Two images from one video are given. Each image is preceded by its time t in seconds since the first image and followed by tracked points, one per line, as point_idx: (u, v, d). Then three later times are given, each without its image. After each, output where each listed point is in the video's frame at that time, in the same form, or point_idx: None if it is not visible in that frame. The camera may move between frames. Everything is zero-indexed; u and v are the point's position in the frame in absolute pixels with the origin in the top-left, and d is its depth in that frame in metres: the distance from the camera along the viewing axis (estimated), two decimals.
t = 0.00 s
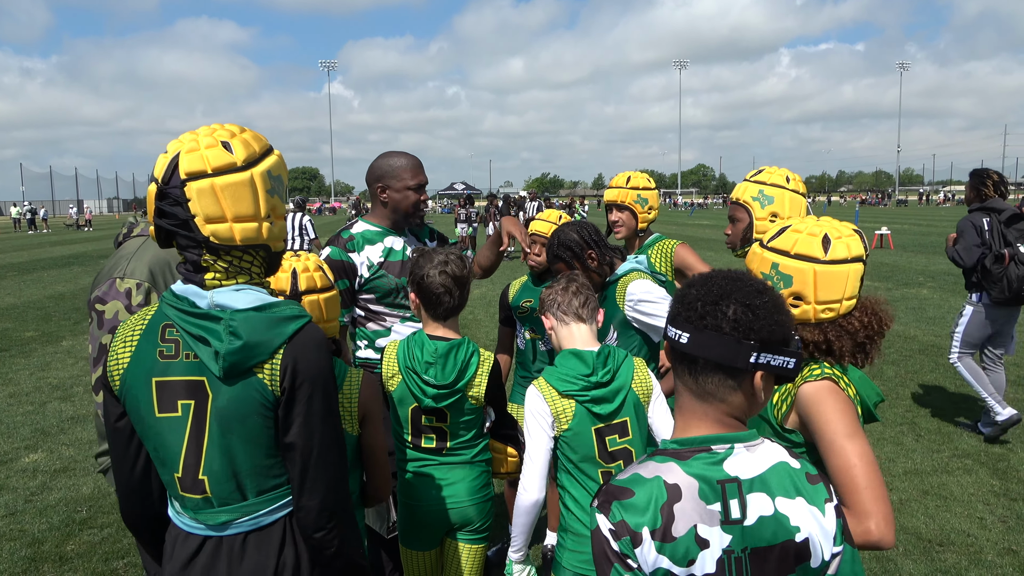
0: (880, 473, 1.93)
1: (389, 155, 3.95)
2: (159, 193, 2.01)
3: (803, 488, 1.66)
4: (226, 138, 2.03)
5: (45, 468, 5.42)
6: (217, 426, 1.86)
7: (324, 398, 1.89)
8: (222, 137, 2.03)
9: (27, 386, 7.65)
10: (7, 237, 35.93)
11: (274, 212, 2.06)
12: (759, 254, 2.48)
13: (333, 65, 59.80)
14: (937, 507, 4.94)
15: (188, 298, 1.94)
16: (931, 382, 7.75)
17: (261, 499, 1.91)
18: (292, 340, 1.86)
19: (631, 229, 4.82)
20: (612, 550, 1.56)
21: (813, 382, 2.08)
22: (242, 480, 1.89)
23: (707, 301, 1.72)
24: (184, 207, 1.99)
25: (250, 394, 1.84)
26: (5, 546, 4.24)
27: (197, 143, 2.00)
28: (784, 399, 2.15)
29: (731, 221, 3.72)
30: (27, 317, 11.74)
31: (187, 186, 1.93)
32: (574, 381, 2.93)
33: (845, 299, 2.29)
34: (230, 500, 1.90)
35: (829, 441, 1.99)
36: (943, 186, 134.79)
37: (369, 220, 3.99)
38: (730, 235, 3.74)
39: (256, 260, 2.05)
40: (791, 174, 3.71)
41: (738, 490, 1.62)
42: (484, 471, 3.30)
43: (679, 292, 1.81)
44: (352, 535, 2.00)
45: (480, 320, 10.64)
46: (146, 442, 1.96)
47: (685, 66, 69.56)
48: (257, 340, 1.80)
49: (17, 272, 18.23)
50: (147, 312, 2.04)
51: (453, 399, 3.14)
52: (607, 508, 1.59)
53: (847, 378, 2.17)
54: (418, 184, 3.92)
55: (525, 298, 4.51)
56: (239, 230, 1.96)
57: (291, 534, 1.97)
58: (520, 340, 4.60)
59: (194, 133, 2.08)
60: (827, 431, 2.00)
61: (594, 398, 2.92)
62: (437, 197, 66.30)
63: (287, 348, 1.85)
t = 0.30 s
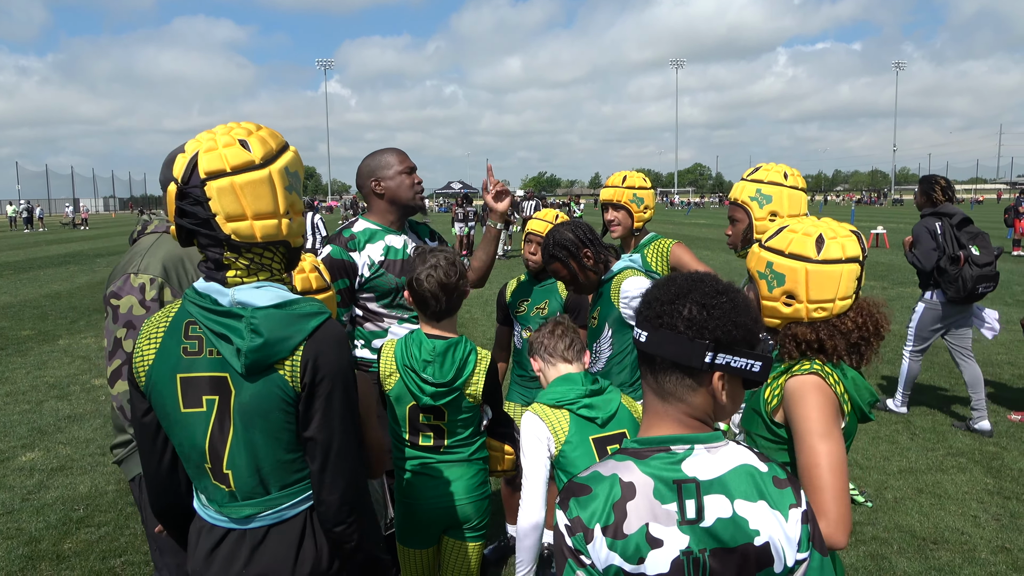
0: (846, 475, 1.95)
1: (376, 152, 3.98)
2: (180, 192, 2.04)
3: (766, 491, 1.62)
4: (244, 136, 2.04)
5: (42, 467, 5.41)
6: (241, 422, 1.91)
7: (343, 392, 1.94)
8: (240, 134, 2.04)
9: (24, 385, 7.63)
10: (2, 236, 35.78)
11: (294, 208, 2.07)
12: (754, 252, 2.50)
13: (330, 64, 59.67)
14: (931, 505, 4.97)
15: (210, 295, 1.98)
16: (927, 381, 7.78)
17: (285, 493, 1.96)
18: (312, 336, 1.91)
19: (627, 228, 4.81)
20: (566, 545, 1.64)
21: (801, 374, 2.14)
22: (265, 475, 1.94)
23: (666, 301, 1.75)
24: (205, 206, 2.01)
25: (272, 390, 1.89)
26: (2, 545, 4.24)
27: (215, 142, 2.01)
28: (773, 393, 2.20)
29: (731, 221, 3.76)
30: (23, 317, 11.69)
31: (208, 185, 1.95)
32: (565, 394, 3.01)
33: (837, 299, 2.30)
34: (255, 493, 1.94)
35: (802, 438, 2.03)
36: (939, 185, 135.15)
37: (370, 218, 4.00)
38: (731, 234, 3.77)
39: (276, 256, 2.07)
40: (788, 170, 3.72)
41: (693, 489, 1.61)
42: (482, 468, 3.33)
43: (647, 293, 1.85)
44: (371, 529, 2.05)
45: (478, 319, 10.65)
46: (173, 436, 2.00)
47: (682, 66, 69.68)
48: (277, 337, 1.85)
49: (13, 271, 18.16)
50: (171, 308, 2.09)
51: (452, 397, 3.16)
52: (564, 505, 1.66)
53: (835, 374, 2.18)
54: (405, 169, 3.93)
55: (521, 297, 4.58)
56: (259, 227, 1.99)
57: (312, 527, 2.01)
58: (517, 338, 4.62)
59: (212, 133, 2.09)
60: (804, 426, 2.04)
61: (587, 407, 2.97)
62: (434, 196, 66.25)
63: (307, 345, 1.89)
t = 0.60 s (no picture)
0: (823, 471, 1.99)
1: (381, 155, 3.97)
2: (203, 189, 2.03)
3: (744, 489, 1.63)
4: (268, 134, 2.06)
5: (39, 467, 5.41)
6: (261, 418, 1.93)
7: (363, 388, 1.96)
8: (263, 133, 2.06)
9: (20, 385, 7.62)
10: None
11: (316, 207, 2.09)
12: (755, 247, 2.51)
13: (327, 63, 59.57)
14: (928, 504, 4.98)
15: (230, 293, 2.01)
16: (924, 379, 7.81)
17: (302, 488, 1.99)
18: (331, 334, 1.93)
19: (620, 227, 4.87)
20: (544, 547, 1.64)
21: (789, 370, 2.15)
22: (284, 471, 1.96)
23: (637, 302, 1.77)
24: (229, 204, 2.01)
25: (292, 388, 1.92)
26: None
27: (240, 140, 2.02)
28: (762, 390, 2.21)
29: (739, 217, 3.73)
30: (19, 317, 11.64)
31: (234, 182, 1.96)
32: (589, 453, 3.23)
33: (833, 297, 2.32)
34: (274, 489, 1.96)
35: (781, 433, 2.05)
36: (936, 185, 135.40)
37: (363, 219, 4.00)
38: (737, 233, 3.74)
39: (297, 254, 2.08)
40: (800, 167, 3.73)
41: (671, 488, 1.60)
42: (479, 467, 3.33)
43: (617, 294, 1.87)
44: (390, 525, 2.07)
45: (475, 318, 10.65)
46: (192, 433, 2.03)
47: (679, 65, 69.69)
48: (297, 335, 1.87)
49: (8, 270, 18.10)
50: (190, 306, 2.12)
51: (448, 396, 3.16)
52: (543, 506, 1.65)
53: (823, 372, 2.16)
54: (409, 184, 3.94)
55: (519, 296, 4.57)
56: (284, 224, 2.00)
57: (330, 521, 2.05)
58: (515, 337, 4.62)
59: (234, 131, 2.11)
60: (784, 422, 2.06)
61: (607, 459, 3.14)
62: (432, 196, 66.22)
63: (327, 343, 1.92)
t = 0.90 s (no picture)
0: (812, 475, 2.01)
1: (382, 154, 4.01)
2: (226, 187, 2.04)
3: (744, 485, 1.64)
4: (290, 132, 2.08)
5: (38, 466, 5.41)
6: (284, 413, 1.94)
7: (385, 383, 1.97)
8: (286, 131, 2.07)
9: (19, 384, 7.61)
10: None
11: (338, 204, 2.11)
12: (750, 247, 2.51)
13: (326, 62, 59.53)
14: (926, 504, 5.00)
15: (252, 289, 2.00)
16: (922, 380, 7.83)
17: (322, 483, 2.00)
18: (354, 330, 1.94)
19: (616, 227, 4.83)
20: (548, 550, 1.60)
21: (784, 377, 2.15)
22: (305, 466, 1.97)
23: (634, 300, 1.77)
24: (253, 202, 2.02)
25: (315, 383, 1.93)
26: None
27: (263, 138, 2.04)
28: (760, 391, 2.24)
29: (745, 214, 3.74)
30: (18, 316, 11.61)
31: (259, 179, 1.97)
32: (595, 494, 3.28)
33: (828, 296, 2.32)
34: (294, 484, 1.97)
35: (774, 436, 2.07)
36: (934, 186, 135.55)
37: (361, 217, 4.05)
38: (741, 228, 3.78)
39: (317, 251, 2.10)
40: (812, 168, 3.73)
41: (673, 486, 1.61)
42: (478, 465, 3.34)
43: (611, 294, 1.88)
44: (410, 517, 2.08)
45: (474, 317, 10.65)
46: (211, 429, 2.04)
47: (678, 66, 69.77)
48: (321, 331, 1.88)
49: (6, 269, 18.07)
50: (210, 302, 2.12)
51: (447, 395, 3.16)
52: (545, 509, 1.63)
53: (821, 375, 2.18)
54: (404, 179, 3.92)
55: (518, 295, 4.57)
56: (307, 222, 2.01)
57: (349, 515, 2.05)
58: (514, 336, 4.62)
59: (256, 129, 2.12)
60: (778, 425, 2.07)
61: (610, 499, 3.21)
62: (432, 195, 66.23)
63: (350, 338, 1.93)
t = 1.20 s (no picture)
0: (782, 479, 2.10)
1: (379, 153, 3.98)
2: (238, 184, 2.05)
3: (762, 483, 1.67)
4: (300, 129, 2.09)
5: (31, 467, 5.38)
6: (299, 407, 1.94)
7: (400, 376, 1.98)
8: (297, 128, 2.09)
9: (13, 384, 7.58)
10: None
11: (350, 201, 2.12)
12: (744, 248, 2.51)
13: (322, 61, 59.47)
14: (921, 502, 5.01)
15: (264, 284, 2.00)
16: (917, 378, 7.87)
17: (334, 477, 1.99)
18: (369, 324, 1.94)
19: (611, 227, 4.87)
20: (569, 552, 1.55)
21: (775, 380, 2.17)
22: (319, 460, 1.97)
23: (669, 295, 1.71)
24: (266, 198, 2.03)
25: (331, 376, 1.93)
26: None
27: (275, 134, 2.04)
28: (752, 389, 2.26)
29: (737, 217, 3.77)
30: (11, 316, 11.57)
31: (272, 176, 1.98)
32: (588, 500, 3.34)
33: (826, 294, 2.33)
34: (307, 478, 1.96)
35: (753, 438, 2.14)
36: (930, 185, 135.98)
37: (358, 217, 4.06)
38: (734, 230, 3.78)
39: (327, 247, 2.11)
40: (802, 167, 3.70)
41: (695, 486, 1.61)
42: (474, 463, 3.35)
43: (632, 290, 1.79)
44: (424, 511, 2.08)
45: (469, 317, 10.65)
46: (222, 425, 2.03)
47: (675, 65, 69.82)
48: (337, 325, 1.88)
49: None
50: (220, 298, 2.10)
51: (441, 395, 3.16)
52: (565, 511, 1.58)
53: (812, 381, 2.18)
54: (402, 182, 3.93)
55: (513, 295, 4.58)
56: (320, 217, 2.02)
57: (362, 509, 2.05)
58: (508, 335, 4.62)
59: (266, 126, 2.12)
60: (759, 428, 2.13)
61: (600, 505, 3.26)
62: (428, 194, 66.19)
63: (365, 333, 1.93)
